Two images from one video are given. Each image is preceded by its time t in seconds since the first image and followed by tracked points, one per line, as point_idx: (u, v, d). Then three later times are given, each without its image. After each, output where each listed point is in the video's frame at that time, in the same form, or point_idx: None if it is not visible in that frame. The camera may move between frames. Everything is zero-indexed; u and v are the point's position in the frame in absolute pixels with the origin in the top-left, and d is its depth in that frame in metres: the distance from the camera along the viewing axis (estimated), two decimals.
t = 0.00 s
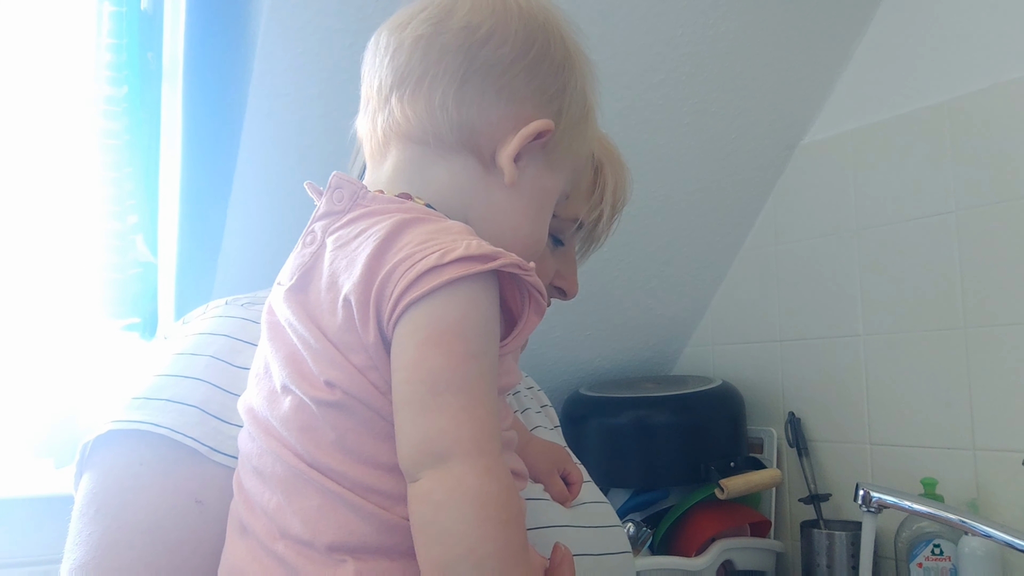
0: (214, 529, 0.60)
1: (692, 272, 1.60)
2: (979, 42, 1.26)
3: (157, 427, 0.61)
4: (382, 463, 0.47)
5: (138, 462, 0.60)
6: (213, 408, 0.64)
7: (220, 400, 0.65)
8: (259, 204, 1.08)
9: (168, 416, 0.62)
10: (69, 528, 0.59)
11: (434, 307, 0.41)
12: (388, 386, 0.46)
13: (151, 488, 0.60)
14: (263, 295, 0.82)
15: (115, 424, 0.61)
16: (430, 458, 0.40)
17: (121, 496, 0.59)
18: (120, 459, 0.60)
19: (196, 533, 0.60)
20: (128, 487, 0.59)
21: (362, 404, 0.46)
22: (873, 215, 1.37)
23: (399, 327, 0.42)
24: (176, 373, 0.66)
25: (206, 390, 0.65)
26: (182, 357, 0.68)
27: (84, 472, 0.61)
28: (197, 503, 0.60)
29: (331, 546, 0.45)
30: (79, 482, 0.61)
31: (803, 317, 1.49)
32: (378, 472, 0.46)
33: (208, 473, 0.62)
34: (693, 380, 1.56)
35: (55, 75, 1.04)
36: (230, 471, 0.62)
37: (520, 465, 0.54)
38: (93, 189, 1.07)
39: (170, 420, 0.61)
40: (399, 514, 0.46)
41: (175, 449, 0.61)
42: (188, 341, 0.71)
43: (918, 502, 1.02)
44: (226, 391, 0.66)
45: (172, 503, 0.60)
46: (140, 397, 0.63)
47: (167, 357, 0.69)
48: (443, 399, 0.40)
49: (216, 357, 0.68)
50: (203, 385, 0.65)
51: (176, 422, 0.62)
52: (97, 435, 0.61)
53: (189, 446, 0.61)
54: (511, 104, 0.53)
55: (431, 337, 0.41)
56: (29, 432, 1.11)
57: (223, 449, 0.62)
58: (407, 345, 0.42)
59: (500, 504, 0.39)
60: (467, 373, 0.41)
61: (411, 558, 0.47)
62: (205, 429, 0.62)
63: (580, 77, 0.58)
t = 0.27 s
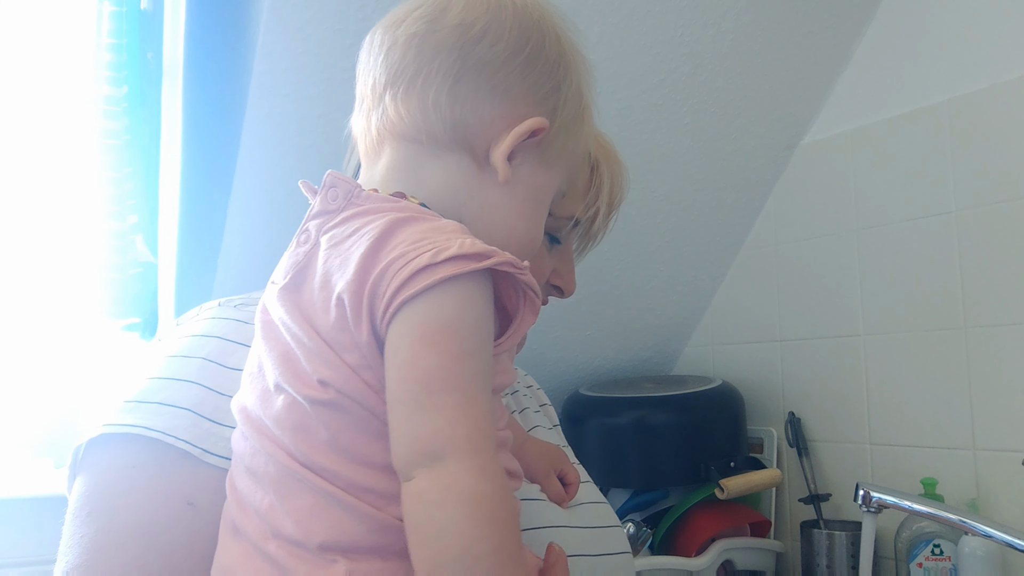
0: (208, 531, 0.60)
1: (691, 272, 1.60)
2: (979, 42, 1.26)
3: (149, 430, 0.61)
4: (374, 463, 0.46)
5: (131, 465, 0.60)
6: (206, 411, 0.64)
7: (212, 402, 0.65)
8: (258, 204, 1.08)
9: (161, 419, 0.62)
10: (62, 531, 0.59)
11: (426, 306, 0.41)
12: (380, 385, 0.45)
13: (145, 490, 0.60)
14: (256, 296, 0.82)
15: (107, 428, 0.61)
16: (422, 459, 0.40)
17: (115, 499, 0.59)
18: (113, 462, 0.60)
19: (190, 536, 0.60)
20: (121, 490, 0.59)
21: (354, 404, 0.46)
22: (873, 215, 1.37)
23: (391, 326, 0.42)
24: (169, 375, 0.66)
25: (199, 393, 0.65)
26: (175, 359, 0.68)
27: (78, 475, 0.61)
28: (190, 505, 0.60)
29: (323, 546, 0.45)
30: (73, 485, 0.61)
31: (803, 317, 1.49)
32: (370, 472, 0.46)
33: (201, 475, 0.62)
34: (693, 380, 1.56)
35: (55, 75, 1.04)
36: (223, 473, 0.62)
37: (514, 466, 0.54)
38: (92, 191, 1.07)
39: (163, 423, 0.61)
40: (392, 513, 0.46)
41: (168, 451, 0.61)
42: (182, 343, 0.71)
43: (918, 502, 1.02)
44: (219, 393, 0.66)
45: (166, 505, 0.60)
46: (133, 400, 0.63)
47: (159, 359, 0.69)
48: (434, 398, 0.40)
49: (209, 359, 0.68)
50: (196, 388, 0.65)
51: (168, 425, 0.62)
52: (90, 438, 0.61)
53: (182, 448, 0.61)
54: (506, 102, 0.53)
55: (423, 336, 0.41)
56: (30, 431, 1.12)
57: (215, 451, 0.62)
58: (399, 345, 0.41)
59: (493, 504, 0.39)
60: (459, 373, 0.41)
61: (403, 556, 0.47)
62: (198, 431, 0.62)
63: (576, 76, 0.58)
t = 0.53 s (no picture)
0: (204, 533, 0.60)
1: (691, 272, 1.60)
2: (978, 42, 1.25)
3: (143, 435, 0.61)
4: (365, 469, 0.46)
5: (125, 469, 0.60)
6: (201, 414, 0.64)
7: (207, 405, 0.65)
8: (258, 203, 1.08)
9: (155, 423, 0.62)
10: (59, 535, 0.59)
11: (413, 312, 0.41)
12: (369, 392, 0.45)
13: (140, 493, 0.60)
14: (251, 297, 0.82)
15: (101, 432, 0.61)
16: (411, 465, 0.40)
17: (110, 502, 0.59)
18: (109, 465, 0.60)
19: (185, 538, 0.59)
20: (116, 494, 0.59)
21: (343, 410, 0.46)
22: (874, 215, 1.37)
23: (378, 333, 0.42)
24: (164, 379, 0.66)
25: (195, 396, 0.65)
26: (170, 363, 0.69)
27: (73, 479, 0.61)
28: (185, 508, 0.60)
29: (318, 552, 0.45)
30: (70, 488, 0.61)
31: (803, 317, 1.49)
32: (360, 478, 0.46)
33: (196, 478, 0.62)
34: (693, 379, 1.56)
35: (55, 77, 1.04)
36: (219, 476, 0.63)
37: (506, 467, 0.54)
38: (91, 189, 1.07)
39: (158, 427, 0.62)
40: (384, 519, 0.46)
41: (163, 455, 0.62)
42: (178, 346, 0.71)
43: (918, 502, 1.02)
44: (214, 396, 0.66)
45: (161, 508, 0.60)
46: (128, 404, 0.63)
47: (154, 363, 0.69)
48: (423, 405, 0.40)
49: (204, 362, 0.68)
50: (190, 391, 0.66)
51: (164, 429, 0.62)
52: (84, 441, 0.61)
53: (176, 452, 0.61)
54: (495, 103, 0.53)
55: (409, 343, 0.41)
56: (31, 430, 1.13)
57: (210, 454, 0.62)
58: (386, 353, 0.41)
59: (478, 509, 0.39)
60: (449, 379, 0.41)
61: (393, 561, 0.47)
62: (192, 435, 0.63)
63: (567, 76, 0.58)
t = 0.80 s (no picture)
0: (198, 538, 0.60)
1: (691, 273, 1.60)
2: (979, 42, 1.25)
3: (136, 439, 0.61)
4: (364, 477, 0.47)
5: (118, 473, 0.60)
6: (194, 418, 0.64)
7: (200, 409, 0.65)
8: (256, 203, 1.08)
9: (148, 427, 0.62)
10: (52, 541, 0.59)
11: (417, 324, 0.41)
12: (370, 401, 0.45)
13: (134, 498, 0.60)
14: (244, 299, 0.82)
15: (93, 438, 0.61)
16: (412, 477, 0.40)
17: (103, 507, 0.59)
18: (102, 470, 0.60)
19: (180, 543, 0.59)
20: (109, 499, 0.59)
21: (343, 419, 0.46)
22: (873, 215, 1.37)
23: (382, 343, 0.42)
24: (156, 383, 0.66)
25: (187, 400, 0.65)
26: (163, 366, 0.68)
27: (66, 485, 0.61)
28: (179, 513, 0.60)
29: (315, 560, 0.45)
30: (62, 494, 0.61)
31: (803, 317, 1.49)
32: (358, 487, 0.46)
33: (190, 483, 0.62)
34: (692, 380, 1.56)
35: (55, 77, 1.04)
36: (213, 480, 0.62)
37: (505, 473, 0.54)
38: (91, 188, 1.07)
39: (150, 432, 0.62)
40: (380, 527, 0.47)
41: (156, 459, 0.61)
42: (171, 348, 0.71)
43: (918, 502, 1.02)
44: (207, 400, 0.66)
45: (154, 513, 0.59)
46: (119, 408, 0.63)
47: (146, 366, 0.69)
48: (425, 417, 0.40)
49: (196, 365, 0.68)
50: (183, 395, 0.65)
51: (156, 433, 0.62)
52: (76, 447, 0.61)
53: (169, 456, 0.61)
54: (500, 109, 0.53)
55: (412, 355, 0.41)
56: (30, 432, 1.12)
57: (204, 458, 0.62)
58: (389, 363, 0.41)
59: (481, 522, 0.39)
60: (451, 390, 0.40)
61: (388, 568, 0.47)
62: (186, 439, 0.62)
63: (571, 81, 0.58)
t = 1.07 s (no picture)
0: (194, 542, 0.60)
1: (691, 273, 1.60)
2: (980, 42, 1.25)
3: (133, 443, 0.61)
4: (361, 487, 0.46)
5: (115, 477, 0.60)
6: (191, 421, 0.64)
7: (197, 412, 0.65)
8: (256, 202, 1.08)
9: (145, 431, 0.62)
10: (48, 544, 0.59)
11: (416, 337, 0.41)
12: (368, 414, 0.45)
13: (130, 502, 0.59)
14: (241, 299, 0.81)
15: (90, 440, 0.61)
16: (408, 488, 0.40)
17: (99, 511, 0.58)
18: (99, 473, 0.60)
19: (176, 548, 0.59)
20: (106, 503, 0.59)
21: (341, 428, 0.46)
22: (873, 216, 1.37)
23: (381, 354, 0.42)
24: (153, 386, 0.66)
25: (184, 403, 0.65)
26: (160, 368, 0.68)
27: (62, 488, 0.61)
28: (176, 517, 0.60)
29: (312, 568, 0.45)
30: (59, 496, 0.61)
31: (803, 317, 1.49)
32: (355, 496, 0.46)
33: (187, 487, 0.61)
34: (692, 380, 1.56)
35: (55, 77, 1.03)
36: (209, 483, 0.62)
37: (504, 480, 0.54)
38: (92, 188, 1.07)
39: (147, 435, 0.62)
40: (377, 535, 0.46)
41: (152, 462, 0.61)
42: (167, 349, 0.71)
43: (918, 502, 1.01)
44: (203, 402, 0.66)
45: (151, 517, 0.59)
46: (117, 411, 0.63)
47: (142, 368, 0.69)
48: (423, 429, 0.40)
49: (193, 367, 0.68)
50: (180, 398, 0.65)
51: (153, 436, 0.62)
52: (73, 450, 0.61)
53: (166, 459, 0.61)
54: (503, 116, 0.53)
55: (411, 368, 0.41)
56: (28, 434, 1.12)
57: (201, 462, 0.62)
58: (387, 376, 0.41)
59: (475, 534, 0.39)
60: (449, 401, 0.40)
61: None
62: (183, 442, 0.62)
63: (575, 86, 0.58)
